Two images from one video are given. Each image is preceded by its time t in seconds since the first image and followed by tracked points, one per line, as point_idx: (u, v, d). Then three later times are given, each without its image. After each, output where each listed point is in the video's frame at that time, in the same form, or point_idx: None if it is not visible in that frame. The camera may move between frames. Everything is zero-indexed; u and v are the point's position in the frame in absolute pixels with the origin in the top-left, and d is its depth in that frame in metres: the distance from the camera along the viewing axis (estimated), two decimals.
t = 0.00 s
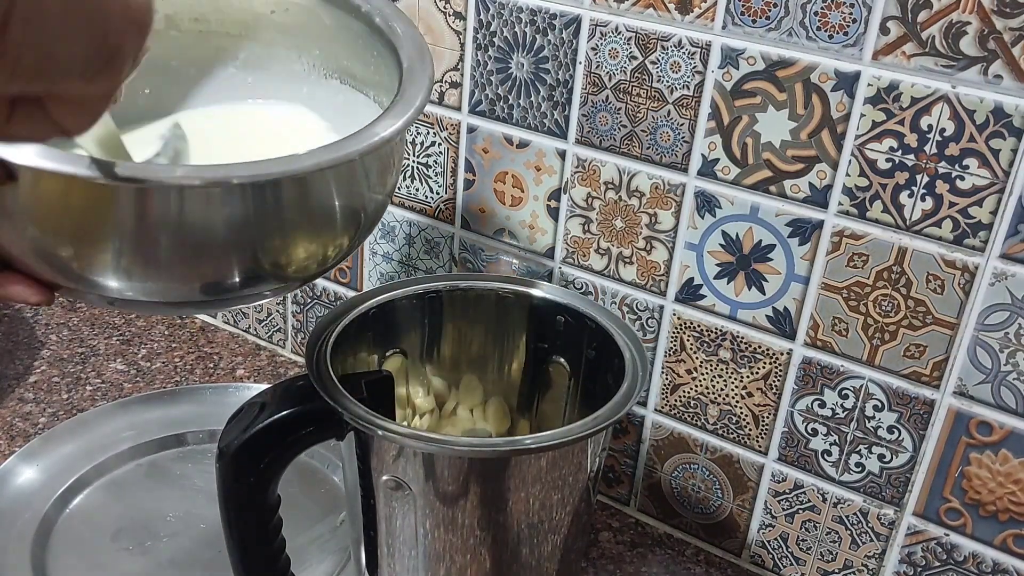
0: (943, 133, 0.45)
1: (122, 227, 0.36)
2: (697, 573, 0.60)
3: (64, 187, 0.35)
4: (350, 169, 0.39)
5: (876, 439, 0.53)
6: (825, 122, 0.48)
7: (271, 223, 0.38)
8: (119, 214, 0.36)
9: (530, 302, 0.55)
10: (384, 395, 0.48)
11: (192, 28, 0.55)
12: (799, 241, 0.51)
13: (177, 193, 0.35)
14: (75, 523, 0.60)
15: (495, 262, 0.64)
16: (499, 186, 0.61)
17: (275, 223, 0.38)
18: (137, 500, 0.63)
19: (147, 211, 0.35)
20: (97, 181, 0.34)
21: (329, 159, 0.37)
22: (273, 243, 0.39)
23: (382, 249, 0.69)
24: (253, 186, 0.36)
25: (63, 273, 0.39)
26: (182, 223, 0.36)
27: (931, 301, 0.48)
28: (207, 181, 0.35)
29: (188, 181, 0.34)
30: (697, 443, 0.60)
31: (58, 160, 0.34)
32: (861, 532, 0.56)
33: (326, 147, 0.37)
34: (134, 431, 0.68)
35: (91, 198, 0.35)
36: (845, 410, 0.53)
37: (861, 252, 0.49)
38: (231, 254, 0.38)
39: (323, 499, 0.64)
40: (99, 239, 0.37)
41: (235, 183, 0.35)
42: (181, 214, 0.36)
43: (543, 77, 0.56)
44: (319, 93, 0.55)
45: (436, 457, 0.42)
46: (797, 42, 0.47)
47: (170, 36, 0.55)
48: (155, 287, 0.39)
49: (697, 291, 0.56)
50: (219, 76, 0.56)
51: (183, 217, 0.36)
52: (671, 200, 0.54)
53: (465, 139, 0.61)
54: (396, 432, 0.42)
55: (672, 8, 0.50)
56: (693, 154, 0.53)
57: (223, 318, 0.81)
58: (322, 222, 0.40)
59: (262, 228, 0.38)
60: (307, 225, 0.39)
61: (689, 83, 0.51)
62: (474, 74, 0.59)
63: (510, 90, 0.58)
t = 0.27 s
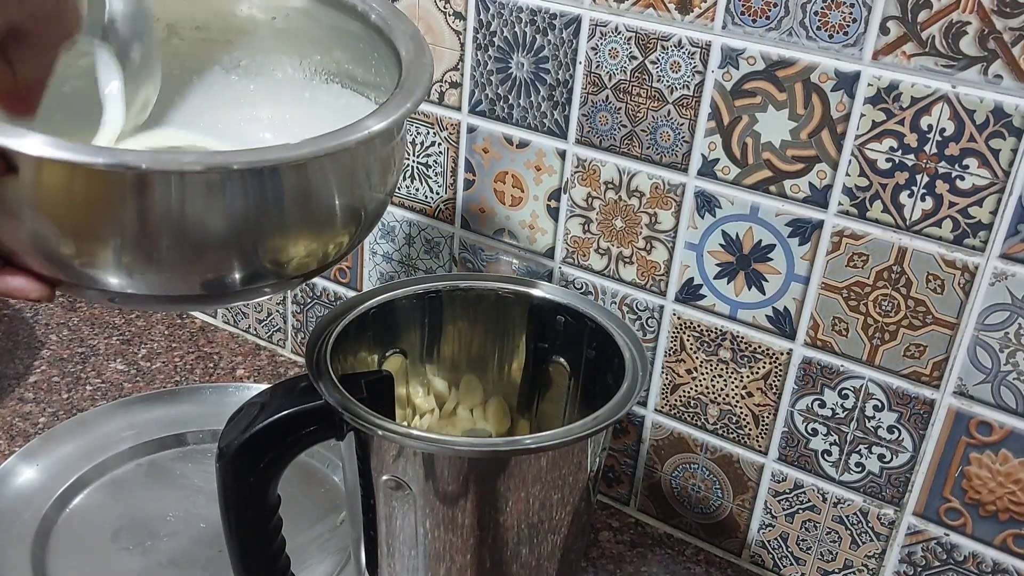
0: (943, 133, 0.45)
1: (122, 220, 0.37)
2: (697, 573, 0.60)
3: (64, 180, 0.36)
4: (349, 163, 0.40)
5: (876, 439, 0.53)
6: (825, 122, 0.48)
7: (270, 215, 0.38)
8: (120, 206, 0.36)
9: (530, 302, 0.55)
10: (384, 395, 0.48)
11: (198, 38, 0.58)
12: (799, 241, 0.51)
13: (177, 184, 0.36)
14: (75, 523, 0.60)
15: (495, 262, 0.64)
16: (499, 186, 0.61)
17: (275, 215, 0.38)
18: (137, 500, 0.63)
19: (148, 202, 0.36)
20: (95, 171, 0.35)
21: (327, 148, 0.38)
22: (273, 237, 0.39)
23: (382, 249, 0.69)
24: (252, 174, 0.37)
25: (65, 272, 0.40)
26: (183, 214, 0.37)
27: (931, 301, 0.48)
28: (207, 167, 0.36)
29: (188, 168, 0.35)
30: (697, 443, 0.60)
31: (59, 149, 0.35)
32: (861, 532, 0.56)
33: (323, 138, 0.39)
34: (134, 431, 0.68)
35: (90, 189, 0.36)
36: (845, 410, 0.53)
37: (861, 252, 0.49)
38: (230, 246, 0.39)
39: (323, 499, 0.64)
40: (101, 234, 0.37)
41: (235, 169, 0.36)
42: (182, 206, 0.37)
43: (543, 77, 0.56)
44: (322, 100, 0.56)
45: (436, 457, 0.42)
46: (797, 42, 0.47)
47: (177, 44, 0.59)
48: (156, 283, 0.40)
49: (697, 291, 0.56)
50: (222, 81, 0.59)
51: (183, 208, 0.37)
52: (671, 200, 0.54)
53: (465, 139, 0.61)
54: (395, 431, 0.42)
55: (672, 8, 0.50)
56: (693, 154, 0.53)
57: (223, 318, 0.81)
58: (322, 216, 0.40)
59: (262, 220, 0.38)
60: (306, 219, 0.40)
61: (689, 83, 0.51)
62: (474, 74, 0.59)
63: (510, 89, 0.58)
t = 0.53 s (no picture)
0: (943, 133, 0.45)
1: (125, 229, 0.37)
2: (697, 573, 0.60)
3: (67, 189, 0.36)
4: (353, 172, 0.40)
5: (876, 439, 0.53)
6: (825, 122, 0.48)
7: (274, 224, 0.38)
8: (122, 215, 0.36)
9: (530, 302, 0.55)
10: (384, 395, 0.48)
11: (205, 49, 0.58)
12: (799, 241, 0.51)
13: (181, 196, 0.36)
14: (75, 523, 0.60)
15: (496, 262, 0.64)
16: (499, 186, 0.61)
17: (279, 224, 0.39)
18: (138, 500, 0.63)
19: (151, 212, 0.36)
20: (97, 180, 0.35)
21: (332, 159, 0.38)
22: (276, 245, 0.39)
23: (382, 249, 0.69)
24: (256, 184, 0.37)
25: (68, 279, 0.40)
26: (186, 224, 0.37)
27: (931, 301, 0.48)
28: (212, 179, 0.36)
29: (193, 180, 0.35)
30: (697, 443, 0.60)
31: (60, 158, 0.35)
32: (861, 532, 0.56)
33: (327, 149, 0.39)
34: (134, 431, 0.68)
35: (92, 198, 0.36)
36: (845, 410, 0.53)
37: (861, 252, 0.49)
38: (234, 255, 0.39)
39: (323, 499, 0.64)
40: (104, 242, 0.37)
41: (240, 181, 0.36)
42: (185, 216, 0.37)
43: (543, 77, 0.56)
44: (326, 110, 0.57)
45: (437, 457, 0.42)
46: (797, 42, 0.47)
47: (185, 52, 0.59)
48: (159, 291, 0.40)
49: (697, 292, 0.56)
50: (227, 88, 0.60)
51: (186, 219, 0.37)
52: (671, 200, 0.54)
53: (465, 139, 0.61)
54: (396, 431, 0.42)
55: (672, 8, 0.50)
56: (693, 154, 0.53)
57: (223, 318, 0.81)
58: (325, 225, 0.40)
59: (266, 229, 0.38)
60: (310, 227, 0.40)
61: (690, 83, 0.51)
62: (474, 74, 0.59)
63: (510, 90, 0.58)
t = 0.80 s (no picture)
0: (943, 133, 0.45)
1: (121, 219, 0.37)
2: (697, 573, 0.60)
3: (63, 178, 0.36)
4: (347, 163, 0.40)
5: (876, 439, 0.53)
6: (825, 122, 0.48)
7: (269, 214, 0.39)
8: (118, 205, 0.36)
9: (529, 302, 0.55)
10: (384, 395, 0.48)
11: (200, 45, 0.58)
12: (799, 241, 0.51)
13: (176, 183, 0.36)
14: (75, 522, 0.61)
15: (495, 262, 0.64)
16: (499, 186, 0.61)
17: (273, 212, 0.39)
18: (138, 500, 0.63)
19: (147, 201, 0.36)
20: (93, 168, 0.35)
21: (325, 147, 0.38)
22: (271, 234, 0.40)
23: (382, 249, 0.69)
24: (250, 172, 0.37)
25: (64, 272, 0.40)
26: (182, 213, 0.37)
27: (931, 301, 0.48)
28: (207, 166, 0.36)
29: (188, 167, 0.36)
30: (697, 443, 0.60)
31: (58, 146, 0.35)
32: (861, 532, 0.56)
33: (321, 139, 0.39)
34: (134, 431, 0.68)
35: (88, 187, 0.36)
36: (845, 410, 0.53)
37: (861, 252, 0.49)
38: (229, 246, 0.39)
39: (323, 499, 0.64)
40: (100, 233, 0.38)
41: (234, 169, 0.36)
42: (180, 205, 0.37)
43: (543, 77, 0.56)
44: (323, 105, 0.58)
45: (436, 457, 0.42)
46: (797, 42, 0.47)
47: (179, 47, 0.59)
48: (155, 283, 0.40)
49: (697, 291, 0.56)
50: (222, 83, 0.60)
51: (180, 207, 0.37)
52: (671, 200, 0.54)
53: (465, 139, 0.61)
54: (396, 431, 0.42)
55: (672, 8, 0.50)
56: (693, 154, 0.53)
57: (223, 318, 0.81)
58: (320, 217, 0.41)
59: (261, 219, 0.39)
60: (304, 219, 0.40)
61: (689, 83, 0.51)
62: (474, 74, 0.59)
63: (510, 89, 0.58)
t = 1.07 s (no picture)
0: (943, 133, 0.45)
1: (111, 210, 0.37)
2: (697, 573, 0.60)
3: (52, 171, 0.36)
4: (330, 152, 0.41)
5: (876, 439, 0.53)
6: (825, 122, 0.48)
7: (256, 203, 0.39)
8: (107, 195, 0.37)
9: (529, 302, 0.55)
10: (384, 395, 0.48)
11: (188, 38, 0.59)
12: (799, 241, 0.51)
13: (164, 173, 0.36)
14: (75, 522, 0.60)
15: (495, 262, 0.64)
16: (499, 186, 0.61)
17: (259, 203, 0.39)
18: (138, 500, 0.63)
19: (136, 192, 0.37)
20: (83, 159, 0.36)
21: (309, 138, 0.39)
22: (257, 224, 0.40)
23: (382, 249, 0.69)
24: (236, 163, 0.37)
25: (56, 264, 0.41)
26: (169, 203, 0.37)
27: (931, 301, 0.48)
28: (193, 157, 0.36)
29: (175, 158, 0.36)
30: (697, 443, 0.60)
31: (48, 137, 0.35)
32: (861, 532, 0.56)
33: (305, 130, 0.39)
34: (133, 431, 0.68)
35: (78, 178, 0.36)
36: (845, 410, 0.53)
37: (861, 252, 0.49)
38: (217, 236, 0.39)
39: (323, 500, 0.64)
40: (92, 224, 0.38)
41: (220, 159, 0.37)
42: (168, 194, 0.37)
43: (543, 77, 0.56)
44: (311, 97, 0.58)
45: (436, 457, 0.42)
46: (798, 42, 0.47)
47: (167, 41, 0.59)
48: (146, 272, 0.40)
49: (697, 291, 0.56)
50: (217, 76, 0.60)
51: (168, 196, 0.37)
52: (671, 200, 0.54)
53: (464, 139, 0.61)
54: (395, 431, 0.42)
55: (672, 8, 0.50)
56: (693, 154, 0.53)
57: (223, 318, 0.81)
58: (304, 206, 0.41)
59: (248, 209, 0.39)
60: (289, 207, 0.40)
61: (689, 83, 0.51)
62: (474, 74, 0.59)
63: (509, 89, 0.58)
